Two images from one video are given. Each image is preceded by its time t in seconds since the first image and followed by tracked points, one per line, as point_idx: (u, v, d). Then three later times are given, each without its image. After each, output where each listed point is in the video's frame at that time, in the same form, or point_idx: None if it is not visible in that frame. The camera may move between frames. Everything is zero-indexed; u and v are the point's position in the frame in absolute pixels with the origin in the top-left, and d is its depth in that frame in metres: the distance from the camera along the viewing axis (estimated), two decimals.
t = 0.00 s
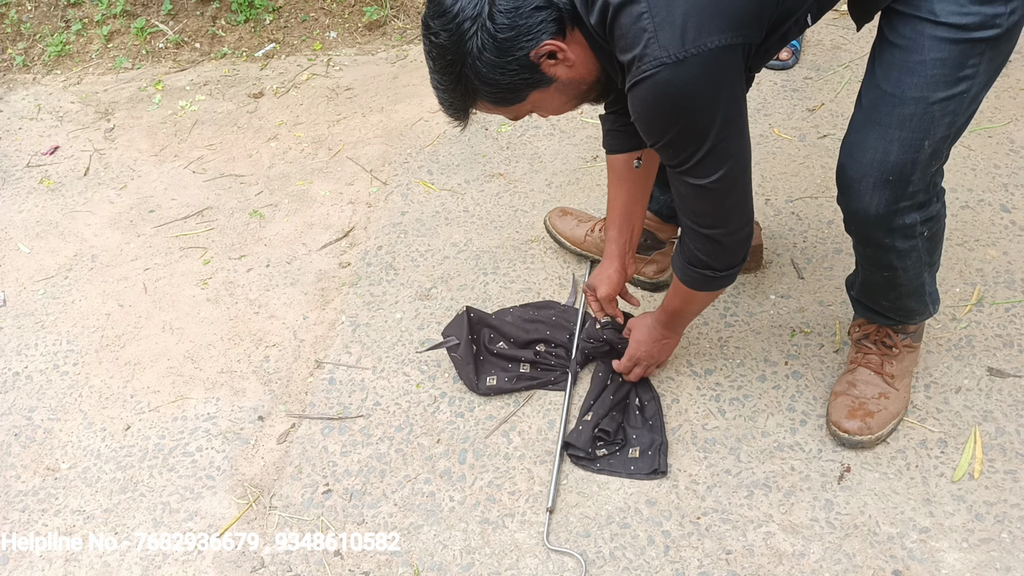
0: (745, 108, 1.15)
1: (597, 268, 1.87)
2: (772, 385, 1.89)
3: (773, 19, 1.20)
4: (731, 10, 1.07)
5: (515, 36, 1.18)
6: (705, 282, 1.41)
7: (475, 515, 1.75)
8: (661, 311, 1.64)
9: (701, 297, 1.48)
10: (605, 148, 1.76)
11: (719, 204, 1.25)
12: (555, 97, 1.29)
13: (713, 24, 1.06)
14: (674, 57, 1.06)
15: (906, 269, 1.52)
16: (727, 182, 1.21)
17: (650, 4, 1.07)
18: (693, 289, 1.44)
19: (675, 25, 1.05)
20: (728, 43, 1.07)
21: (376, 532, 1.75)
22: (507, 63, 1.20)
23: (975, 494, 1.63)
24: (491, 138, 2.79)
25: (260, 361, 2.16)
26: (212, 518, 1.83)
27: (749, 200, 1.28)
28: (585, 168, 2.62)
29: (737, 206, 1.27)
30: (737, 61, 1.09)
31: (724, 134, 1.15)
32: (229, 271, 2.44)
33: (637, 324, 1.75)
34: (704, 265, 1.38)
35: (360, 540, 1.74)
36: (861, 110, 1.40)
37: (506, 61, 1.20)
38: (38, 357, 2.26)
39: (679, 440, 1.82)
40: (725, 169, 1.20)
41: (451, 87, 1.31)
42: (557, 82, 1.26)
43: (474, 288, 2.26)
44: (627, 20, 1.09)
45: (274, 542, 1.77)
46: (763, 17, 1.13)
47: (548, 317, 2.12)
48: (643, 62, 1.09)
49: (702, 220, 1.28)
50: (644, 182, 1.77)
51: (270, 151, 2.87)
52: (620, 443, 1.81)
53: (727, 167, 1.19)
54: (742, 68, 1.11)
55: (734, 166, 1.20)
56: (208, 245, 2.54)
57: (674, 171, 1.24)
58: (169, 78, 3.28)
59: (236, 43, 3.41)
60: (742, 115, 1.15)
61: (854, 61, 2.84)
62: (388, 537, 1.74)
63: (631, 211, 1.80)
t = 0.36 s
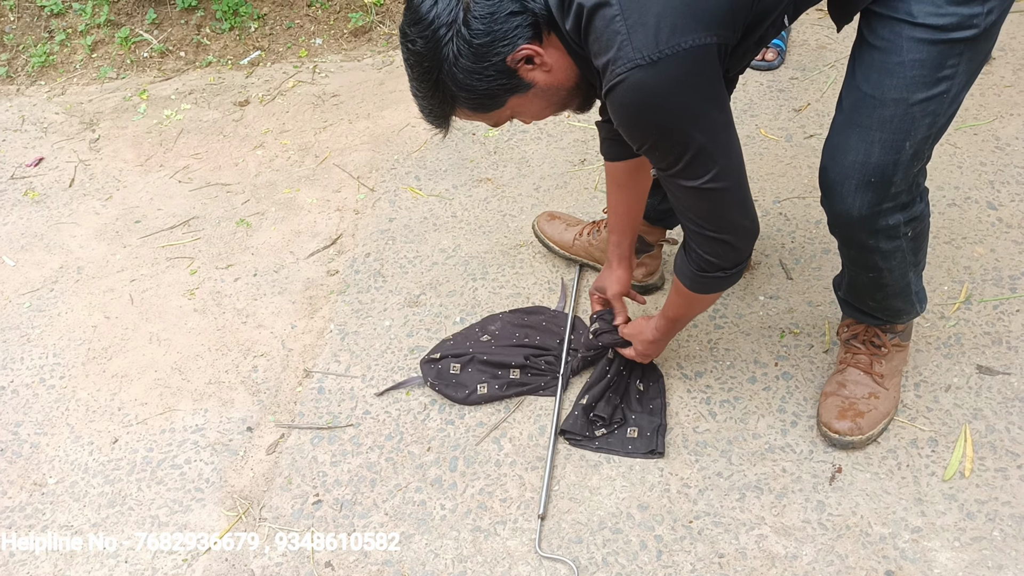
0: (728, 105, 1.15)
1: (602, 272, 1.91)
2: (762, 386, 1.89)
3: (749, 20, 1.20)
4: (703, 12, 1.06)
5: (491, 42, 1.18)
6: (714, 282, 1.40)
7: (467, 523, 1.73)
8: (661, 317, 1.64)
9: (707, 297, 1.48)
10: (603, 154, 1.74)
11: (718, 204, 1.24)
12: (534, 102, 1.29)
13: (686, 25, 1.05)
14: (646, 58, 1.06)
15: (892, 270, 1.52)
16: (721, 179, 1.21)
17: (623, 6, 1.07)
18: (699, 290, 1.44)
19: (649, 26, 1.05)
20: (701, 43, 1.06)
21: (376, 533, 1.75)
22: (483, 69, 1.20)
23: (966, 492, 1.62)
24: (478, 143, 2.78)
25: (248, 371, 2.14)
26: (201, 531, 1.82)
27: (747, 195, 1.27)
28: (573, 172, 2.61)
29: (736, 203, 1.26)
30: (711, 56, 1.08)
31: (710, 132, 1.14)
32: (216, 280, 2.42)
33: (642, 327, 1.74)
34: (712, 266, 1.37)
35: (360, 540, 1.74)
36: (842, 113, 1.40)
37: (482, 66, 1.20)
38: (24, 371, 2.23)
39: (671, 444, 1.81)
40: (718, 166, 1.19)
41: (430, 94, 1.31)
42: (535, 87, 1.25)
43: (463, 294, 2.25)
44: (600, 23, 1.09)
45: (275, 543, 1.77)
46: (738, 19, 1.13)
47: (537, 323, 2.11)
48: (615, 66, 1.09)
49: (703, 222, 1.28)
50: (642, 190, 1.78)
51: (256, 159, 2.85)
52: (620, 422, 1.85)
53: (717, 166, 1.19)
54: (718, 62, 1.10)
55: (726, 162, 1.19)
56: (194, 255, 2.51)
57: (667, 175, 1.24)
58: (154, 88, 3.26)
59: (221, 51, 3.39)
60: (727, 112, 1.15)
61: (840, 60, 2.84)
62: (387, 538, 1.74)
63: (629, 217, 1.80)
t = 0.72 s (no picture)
0: (725, 112, 1.15)
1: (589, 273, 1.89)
2: (760, 393, 1.88)
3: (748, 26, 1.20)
4: (701, 18, 1.07)
5: (486, 44, 1.18)
6: (701, 286, 1.40)
7: (463, 530, 1.73)
8: (653, 316, 1.63)
9: (695, 302, 1.48)
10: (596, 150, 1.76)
11: (708, 209, 1.24)
12: (529, 105, 1.29)
13: (684, 31, 1.05)
14: (645, 65, 1.06)
15: (889, 278, 1.52)
16: (712, 186, 1.21)
17: (621, 10, 1.06)
18: (687, 295, 1.44)
19: (647, 33, 1.05)
20: (700, 50, 1.06)
21: (374, 533, 1.75)
22: (479, 71, 1.20)
23: (964, 500, 1.62)
24: (475, 148, 2.78)
25: (244, 376, 2.13)
26: (197, 538, 1.81)
27: (737, 202, 1.27)
28: (570, 177, 2.60)
29: (726, 209, 1.26)
30: (709, 64, 1.08)
31: (704, 138, 1.14)
32: (212, 285, 2.41)
33: (632, 331, 1.74)
34: (698, 270, 1.37)
35: (359, 539, 1.75)
36: (839, 120, 1.40)
37: (477, 68, 1.20)
38: (19, 376, 2.22)
39: (668, 450, 1.81)
40: (710, 172, 1.19)
41: (425, 95, 1.31)
42: (530, 90, 1.25)
43: (460, 299, 2.24)
44: (597, 28, 1.09)
45: (274, 543, 1.77)
46: (735, 26, 1.13)
47: (534, 327, 2.11)
48: (614, 70, 1.09)
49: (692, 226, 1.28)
50: (636, 187, 1.78)
51: (252, 163, 2.84)
52: (616, 426, 1.85)
53: (709, 173, 1.19)
54: (716, 70, 1.10)
55: (719, 169, 1.19)
56: (190, 260, 2.50)
57: (658, 179, 1.24)
58: (150, 91, 3.25)
59: (217, 55, 3.39)
60: (722, 120, 1.15)
61: (837, 65, 2.84)
62: (386, 537, 1.74)
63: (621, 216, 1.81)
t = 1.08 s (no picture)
0: (728, 113, 1.15)
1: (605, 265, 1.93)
2: (761, 398, 1.88)
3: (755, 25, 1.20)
4: (707, 17, 1.06)
5: (493, 46, 1.18)
6: (706, 283, 1.41)
7: (462, 533, 1.72)
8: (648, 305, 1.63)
9: (700, 296, 1.48)
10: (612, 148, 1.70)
11: (714, 208, 1.25)
12: (535, 107, 1.29)
13: (690, 30, 1.05)
14: (650, 64, 1.06)
15: (892, 282, 1.52)
16: (717, 185, 1.21)
17: (626, 9, 1.06)
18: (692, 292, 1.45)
19: (653, 32, 1.05)
20: (706, 49, 1.06)
21: (374, 533, 1.75)
22: (484, 74, 1.20)
23: (964, 507, 1.62)
24: (477, 150, 2.77)
25: (243, 377, 2.13)
26: (194, 539, 1.80)
27: (743, 200, 1.27)
28: (572, 180, 2.60)
29: (731, 208, 1.26)
30: (713, 63, 1.08)
31: (709, 138, 1.14)
32: (212, 285, 2.40)
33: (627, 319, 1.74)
34: (704, 268, 1.38)
35: (359, 539, 1.74)
36: (844, 124, 1.40)
37: (483, 71, 1.20)
38: (18, 375, 2.22)
39: (668, 455, 1.80)
40: (715, 171, 1.19)
41: (430, 97, 1.31)
42: (536, 92, 1.26)
43: (461, 301, 2.24)
44: (603, 28, 1.09)
45: (273, 543, 1.77)
46: (741, 26, 1.12)
47: (534, 331, 2.10)
48: (618, 69, 1.08)
49: (697, 225, 1.28)
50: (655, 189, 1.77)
51: (253, 164, 2.83)
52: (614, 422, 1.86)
53: (714, 173, 1.19)
54: (720, 68, 1.10)
55: (723, 167, 1.19)
56: (190, 260, 2.50)
57: (663, 178, 1.24)
58: (152, 91, 3.25)
59: (219, 55, 3.38)
60: (727, 118, 1.15)
61: (839, 71, 2.84)
62: (386, 537, 1.74)
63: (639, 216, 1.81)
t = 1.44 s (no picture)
0: (733, 104, 1.15)
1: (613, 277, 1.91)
2: (762, 397, 1.88)
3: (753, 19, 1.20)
4: (706, 9, 1.06)
5: (493, 43, 1.18)
6: (720, 278, 1.40)
7: (464, 533, 1.72)
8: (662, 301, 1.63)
9: (711, 293, 1.48)
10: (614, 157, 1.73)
11: (724, 202, 1.24)
12: (535, 103, 1.29)
13: (690, 22, 1.05)
14: (649, 57, 1.06)
15: (893, 279, 1.52)
16: (725, 178, 1.21)
17: (625, 3, 1.06)
18: (706, 289, 1.44)
19: (652, 24, 1.05)
20: (706, 40, 1.06)
21: (374, 533, 1.75)
22: (484, 70, 1.21)
23: (966, 505, 1.61)
24: (477, 149, 2.77)
25: (244, 378, 2.13)
26: (196, 540, 1.80)
27: (754, 194, 1.26)
28: (572, 179, 2.60)
29: (742, 202, 1.26)
30: (714, 55, 1.08)
31: (714, 131, 1.14)
32: (212, 286, 2.40)
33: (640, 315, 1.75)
34: (719, 265, 1.37)
35: (359, 539, 1.75)
36: (844, 120, 1.39)
37: (483, 67, 1.20)
38: (19, 377, 2.22)
39: (670, 454, 1.80)
40: (723, 165, 1.19)
41: (431, 95, 1.32)
42: (536, 88, 1.26)
43: (461, 300, 2.24)
44: (602, 21, 1.09)
45: (274, 543, 1.77)
46: (741, 19, 1.12)
47: (535, 330, 2.10)
48: (619, 63, 1.09)
49: (708, 220, 1.28)
50: (657, 195, 1.76)
51: (253, 164, 2.83)
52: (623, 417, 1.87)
53: (722, 166, 1.19)
54: (722, 60, 1.10)
55: (731, 161, 1.19)
56: (191, 260, 2.49)
57: (671, 174, 1.24)
58: (152, 91, 3.25)
59: (219, 55, 3.38)
60: (731, 111, 1.15)
61: (840, 68, 2.84)
62: (386, 538, 1.74)
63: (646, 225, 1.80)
